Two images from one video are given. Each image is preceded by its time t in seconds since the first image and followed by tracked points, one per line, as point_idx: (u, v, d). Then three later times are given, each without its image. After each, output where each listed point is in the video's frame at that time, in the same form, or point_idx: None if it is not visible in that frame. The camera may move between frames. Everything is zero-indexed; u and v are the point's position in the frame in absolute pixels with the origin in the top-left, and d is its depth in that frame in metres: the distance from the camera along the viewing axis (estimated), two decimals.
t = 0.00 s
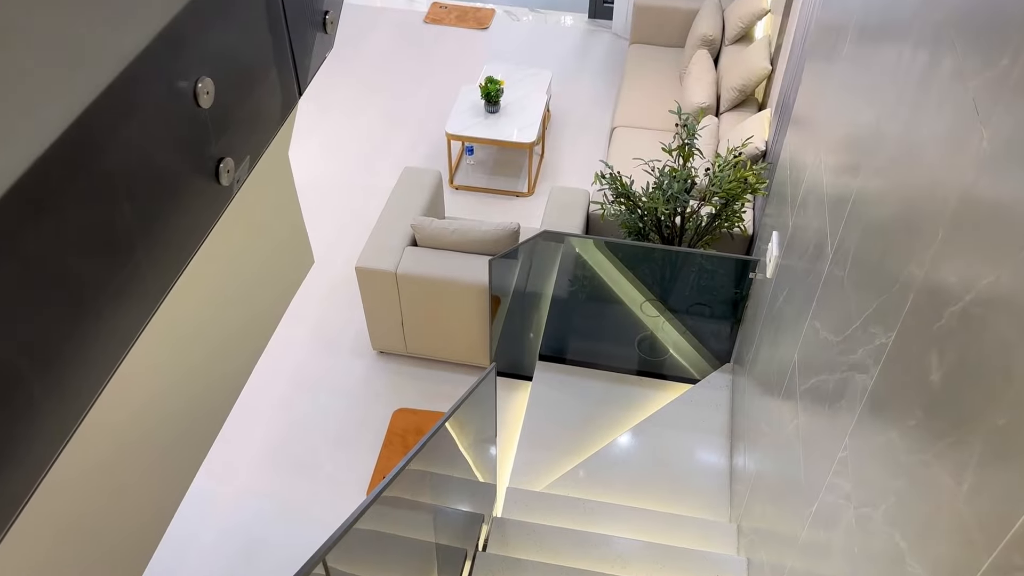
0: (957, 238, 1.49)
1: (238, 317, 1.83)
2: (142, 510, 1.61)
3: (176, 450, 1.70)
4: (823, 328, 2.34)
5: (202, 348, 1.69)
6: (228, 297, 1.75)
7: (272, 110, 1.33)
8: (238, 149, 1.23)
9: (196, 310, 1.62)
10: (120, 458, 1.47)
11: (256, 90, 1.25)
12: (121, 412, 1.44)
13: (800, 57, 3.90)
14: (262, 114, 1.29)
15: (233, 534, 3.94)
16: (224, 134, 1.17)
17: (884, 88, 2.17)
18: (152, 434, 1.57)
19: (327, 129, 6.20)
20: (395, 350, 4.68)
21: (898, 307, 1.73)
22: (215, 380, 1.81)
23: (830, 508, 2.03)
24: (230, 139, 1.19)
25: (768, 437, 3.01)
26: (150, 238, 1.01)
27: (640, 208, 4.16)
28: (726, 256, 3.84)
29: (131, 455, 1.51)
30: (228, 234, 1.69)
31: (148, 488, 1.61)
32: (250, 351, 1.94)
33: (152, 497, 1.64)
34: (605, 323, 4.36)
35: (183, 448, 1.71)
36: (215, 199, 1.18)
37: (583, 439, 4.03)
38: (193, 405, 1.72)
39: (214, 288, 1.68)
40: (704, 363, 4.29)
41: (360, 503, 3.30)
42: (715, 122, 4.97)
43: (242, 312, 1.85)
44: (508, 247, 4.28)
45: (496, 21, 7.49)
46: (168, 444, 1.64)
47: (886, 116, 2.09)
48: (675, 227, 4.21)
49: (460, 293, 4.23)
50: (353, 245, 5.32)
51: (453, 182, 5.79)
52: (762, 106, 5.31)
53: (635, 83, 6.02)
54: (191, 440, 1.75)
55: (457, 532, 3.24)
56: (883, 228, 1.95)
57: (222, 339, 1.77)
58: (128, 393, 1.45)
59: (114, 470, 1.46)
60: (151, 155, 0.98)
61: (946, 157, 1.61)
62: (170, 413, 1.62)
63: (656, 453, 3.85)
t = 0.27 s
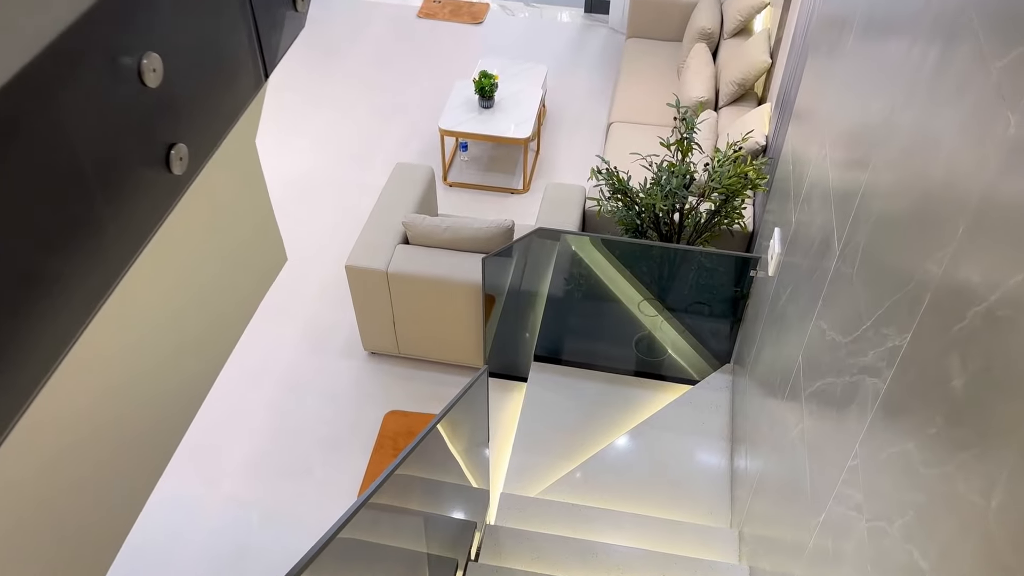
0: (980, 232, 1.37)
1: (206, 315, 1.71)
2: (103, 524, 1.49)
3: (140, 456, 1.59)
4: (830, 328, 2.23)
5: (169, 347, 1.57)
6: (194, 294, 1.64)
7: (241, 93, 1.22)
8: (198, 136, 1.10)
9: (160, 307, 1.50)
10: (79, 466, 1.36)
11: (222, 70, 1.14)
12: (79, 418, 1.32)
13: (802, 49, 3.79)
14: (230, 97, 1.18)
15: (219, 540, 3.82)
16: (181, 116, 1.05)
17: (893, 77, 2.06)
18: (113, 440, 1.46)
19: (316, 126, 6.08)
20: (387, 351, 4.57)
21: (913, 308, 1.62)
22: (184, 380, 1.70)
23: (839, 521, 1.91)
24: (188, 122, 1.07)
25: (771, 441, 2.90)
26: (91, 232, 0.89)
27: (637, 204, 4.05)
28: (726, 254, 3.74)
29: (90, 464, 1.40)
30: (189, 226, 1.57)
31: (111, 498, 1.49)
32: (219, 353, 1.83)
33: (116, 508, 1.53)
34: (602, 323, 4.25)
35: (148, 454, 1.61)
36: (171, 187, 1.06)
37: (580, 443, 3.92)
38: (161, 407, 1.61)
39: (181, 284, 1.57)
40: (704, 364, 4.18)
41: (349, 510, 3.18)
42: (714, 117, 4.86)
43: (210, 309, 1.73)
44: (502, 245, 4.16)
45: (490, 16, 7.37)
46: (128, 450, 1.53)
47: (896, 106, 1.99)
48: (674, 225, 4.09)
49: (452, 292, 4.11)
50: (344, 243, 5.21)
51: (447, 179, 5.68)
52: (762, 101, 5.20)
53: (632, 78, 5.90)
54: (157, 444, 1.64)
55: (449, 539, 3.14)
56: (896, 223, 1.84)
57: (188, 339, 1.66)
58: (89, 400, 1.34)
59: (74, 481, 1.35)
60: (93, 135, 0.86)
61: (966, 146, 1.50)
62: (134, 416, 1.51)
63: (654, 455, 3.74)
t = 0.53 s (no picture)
0: (999, 228, 1.27)
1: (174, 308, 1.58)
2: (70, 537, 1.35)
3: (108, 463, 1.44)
4: (834, 332, 2.12)
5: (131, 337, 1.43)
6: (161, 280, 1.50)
7: (198, 73, 1.12)
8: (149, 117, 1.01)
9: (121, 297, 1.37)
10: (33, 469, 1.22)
11: (173, 49, 1.04)
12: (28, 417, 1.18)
13: (801, 42, 3.69)
14: (184, 78, 1.08)
15: (203, 548, 3.72)
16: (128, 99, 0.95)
17: (897, 67, 1.96)
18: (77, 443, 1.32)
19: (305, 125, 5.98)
20: (378, 354, 4.46)
21: (924, 312, 1.52)
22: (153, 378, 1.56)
23: (844, 535, 1.81)
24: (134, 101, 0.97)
25: (770, 446, 2.80)
26: (25, 219, 0.79)
27: (633, 203, 3.95)
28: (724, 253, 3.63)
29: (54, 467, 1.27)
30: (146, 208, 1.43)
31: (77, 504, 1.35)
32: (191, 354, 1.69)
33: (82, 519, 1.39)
34: (597, 324, 4.14)
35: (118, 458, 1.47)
36: (113, 177, 0.95)
37: (574, 448, 3.81)
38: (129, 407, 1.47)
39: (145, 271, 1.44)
40: (701, 366, 4.08)
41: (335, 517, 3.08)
42: (711, 114, 4.76)
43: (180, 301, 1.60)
44: (494, 245, 4.05)
45: (484, 13, 7.27)
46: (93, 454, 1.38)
47: (900, 97, 1.89)
48: (670, 224, 3.99)
49: (443, 293, 4.00)
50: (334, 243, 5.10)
51: (439, 177, 5.57)
52: (759, 97, 5.10)
53: (627, 75, 5.80)
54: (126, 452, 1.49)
55: (437, 549, 3.04)
56: (905, 220, 1.73)
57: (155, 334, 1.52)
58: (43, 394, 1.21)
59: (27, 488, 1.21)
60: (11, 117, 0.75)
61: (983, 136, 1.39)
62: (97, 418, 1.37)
63: (651, 461, 3.64)
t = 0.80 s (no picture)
0: (1013, 242, 1.21)
1: (160, 281, 1.60)
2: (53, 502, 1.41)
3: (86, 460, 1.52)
4: (836, 344, 2.05)
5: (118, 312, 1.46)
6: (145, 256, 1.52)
7: (166, 75, 1.06)
8: (114, 122, 0.95)
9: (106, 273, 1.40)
10: (22, 436, 1.27)
11: (138, 49, 0.98)
12: (19, 387, 1.23)
13: (800, 46, 3.63)
14: (151, 79, 1.02)
15: (193, 560, 3.65)
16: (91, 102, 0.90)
17: (901, 72, 1.89)
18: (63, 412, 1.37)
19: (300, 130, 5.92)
20: (371, 362, 4.39)
21: (933, 327, 1.46)
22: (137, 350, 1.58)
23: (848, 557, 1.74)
24: (98, 107, 0.91)
25: (770, 458, 2.74)
26: None
27: (629, 209, 3.88)
28: (722, 260, 3.58)
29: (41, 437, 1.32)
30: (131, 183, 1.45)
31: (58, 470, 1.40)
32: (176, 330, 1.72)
33: (65, 485, 1.44)
34: (593, 333, 4.06)
35: (99, 428, 1.51)
36: (68, 194, 0.88)
37: (570, 458, 3.74)
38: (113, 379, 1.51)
39: (129, 245, 1.46)
40: (699, 374, 4.01)
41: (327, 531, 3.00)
42: (709, 118, 4.71)
43: (165, 274, 1.62)
44: (489, 251, 3.98)
45: (480, 16, 7.21)
46: (77, 423, 1.43)
47: (904, 102, 1.83)
48: (667, 230, 3.93)
49: (437, 299, 3.94)
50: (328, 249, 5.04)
51: (434, 182, 5.51)
52: (757, 101, 5.04)
53: (625, 78, 5.74)
54: (107, 421, 1.54)
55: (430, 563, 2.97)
56: (911, 230, 1.67)
57: (140, 308, 1.56)
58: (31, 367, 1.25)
59: (16, 453, 1.27)
60: None
61: (995, 142, 1.33)
62: (82, 390, 1.41)
63: (649, 471, 3.57)
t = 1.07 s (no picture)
0: None
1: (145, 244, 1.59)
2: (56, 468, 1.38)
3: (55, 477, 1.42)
4: (850, 352, 1.96)
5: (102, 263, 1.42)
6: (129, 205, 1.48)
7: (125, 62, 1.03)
8: (62, 102, 0.90)
9: (90, 221, 1.36)
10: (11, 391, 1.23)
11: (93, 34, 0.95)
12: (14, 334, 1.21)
13: (805, 44, 3.54)
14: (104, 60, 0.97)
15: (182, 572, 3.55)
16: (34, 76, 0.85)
17: (917, 65, 1.80)
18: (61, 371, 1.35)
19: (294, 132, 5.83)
20: (366, 368, 4.29)
21: (958, 334, 1.36)
22: (128, 301, 1.53)
23: None
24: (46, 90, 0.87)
25: (777, 468, 2.64)
26: None
27: (630, 211, 3.79)
28: (726, 263, 3.48)
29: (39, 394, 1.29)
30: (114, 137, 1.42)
31: (58, 430, 1.37)
32: (162, 291, 1.67)
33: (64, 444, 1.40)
34: (593, 338, 3.95)
35: (82, 399, 1.42)
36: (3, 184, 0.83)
37: (570, 467, 3.64)
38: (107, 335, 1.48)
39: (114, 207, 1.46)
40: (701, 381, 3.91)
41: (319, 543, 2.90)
42: (711, 119, 4.62)
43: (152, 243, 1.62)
44: (486, 255, 3.88)
45: (477, 18, 7.13)
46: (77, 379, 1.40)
47: (920, 99, 1.73)
48: (669, 233, 3.83)
49: (433, 304, 3.84)
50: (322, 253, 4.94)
51: (430, 185, 5.42)
52: (759, 102, 4.96)
53: (624, 79, 5.66)
54: (103, 379, 1.50)
55: None
56: (932, 231, 1.57)
57: (126, 258, 1.51)
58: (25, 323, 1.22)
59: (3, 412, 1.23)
60: None
61: None
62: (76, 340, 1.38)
63: (651, 481, 3.47)
